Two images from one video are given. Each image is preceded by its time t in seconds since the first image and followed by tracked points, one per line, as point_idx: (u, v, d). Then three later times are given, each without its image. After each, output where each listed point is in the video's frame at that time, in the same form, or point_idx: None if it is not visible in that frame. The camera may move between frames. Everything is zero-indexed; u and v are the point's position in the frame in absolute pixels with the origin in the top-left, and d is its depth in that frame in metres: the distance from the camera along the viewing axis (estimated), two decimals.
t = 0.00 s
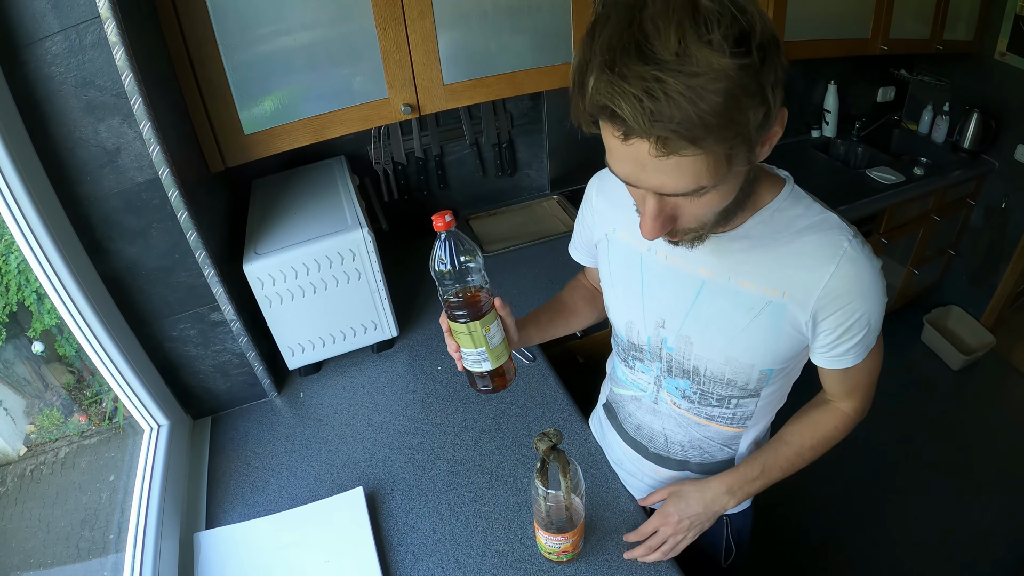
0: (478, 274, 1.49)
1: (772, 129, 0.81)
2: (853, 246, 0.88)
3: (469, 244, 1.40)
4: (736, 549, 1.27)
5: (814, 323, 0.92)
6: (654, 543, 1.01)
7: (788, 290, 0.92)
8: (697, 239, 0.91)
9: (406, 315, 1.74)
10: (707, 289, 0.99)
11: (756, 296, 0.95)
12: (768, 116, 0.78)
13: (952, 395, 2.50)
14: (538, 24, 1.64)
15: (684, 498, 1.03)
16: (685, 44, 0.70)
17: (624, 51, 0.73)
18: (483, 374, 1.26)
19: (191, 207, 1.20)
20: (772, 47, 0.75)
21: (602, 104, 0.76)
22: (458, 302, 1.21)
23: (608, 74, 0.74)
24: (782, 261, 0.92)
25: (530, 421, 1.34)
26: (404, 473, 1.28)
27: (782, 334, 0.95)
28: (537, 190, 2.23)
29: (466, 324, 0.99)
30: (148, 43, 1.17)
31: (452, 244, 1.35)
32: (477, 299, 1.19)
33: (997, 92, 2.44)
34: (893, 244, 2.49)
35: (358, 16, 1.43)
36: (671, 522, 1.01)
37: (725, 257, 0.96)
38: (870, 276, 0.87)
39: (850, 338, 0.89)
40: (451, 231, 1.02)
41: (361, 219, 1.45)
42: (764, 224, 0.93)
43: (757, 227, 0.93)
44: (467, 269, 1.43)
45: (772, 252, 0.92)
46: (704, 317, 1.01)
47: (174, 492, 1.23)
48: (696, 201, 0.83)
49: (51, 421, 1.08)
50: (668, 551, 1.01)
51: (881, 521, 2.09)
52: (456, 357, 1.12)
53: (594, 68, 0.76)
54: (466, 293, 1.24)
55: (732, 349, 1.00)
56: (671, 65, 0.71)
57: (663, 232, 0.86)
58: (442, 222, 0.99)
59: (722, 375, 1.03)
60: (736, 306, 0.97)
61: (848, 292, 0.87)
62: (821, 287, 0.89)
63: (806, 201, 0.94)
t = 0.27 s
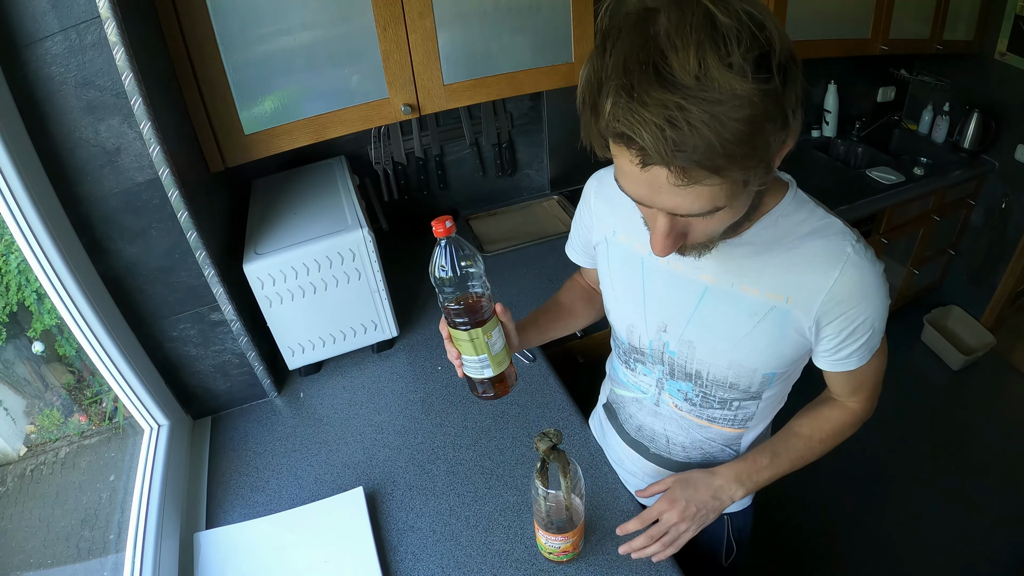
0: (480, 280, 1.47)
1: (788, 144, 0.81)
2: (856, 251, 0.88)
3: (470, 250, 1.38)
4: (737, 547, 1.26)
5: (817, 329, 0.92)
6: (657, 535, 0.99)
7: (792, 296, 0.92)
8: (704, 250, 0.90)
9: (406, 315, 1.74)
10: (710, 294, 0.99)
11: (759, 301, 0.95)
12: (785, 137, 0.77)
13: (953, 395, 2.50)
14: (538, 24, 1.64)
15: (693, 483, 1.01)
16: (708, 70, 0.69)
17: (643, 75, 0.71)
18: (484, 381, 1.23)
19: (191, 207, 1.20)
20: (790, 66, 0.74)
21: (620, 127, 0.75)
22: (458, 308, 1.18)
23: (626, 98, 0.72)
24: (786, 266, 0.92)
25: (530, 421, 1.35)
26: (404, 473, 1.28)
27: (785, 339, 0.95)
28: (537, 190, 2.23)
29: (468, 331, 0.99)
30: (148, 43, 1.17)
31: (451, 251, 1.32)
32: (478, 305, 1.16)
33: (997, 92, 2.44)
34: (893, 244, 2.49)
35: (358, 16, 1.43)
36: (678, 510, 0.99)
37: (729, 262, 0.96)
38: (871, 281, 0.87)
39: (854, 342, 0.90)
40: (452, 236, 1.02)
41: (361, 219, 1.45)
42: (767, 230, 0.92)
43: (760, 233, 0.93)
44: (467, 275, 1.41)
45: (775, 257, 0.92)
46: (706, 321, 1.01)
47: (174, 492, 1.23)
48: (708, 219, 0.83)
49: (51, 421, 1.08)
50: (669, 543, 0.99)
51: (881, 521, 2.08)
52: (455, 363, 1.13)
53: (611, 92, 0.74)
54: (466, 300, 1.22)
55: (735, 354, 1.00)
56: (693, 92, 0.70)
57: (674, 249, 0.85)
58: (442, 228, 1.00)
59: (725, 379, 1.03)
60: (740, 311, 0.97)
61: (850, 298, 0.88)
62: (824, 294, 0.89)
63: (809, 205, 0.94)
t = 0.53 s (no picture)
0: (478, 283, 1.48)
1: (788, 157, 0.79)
2: (858, 257, 0.88)
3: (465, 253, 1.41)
4: (738, 547, 1.26)
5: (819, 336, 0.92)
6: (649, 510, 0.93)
7: (793, 302, 0.92)
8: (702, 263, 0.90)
9: (406, 315, 1.74)
10: (710, 300, 0.99)
11: (760, 308, 0.95)
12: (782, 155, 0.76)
13: (952, 395, 2.50)
14: (538, 24, 1.64)
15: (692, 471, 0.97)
16: (700, 95, 0.67)
17: (635, 99, 0.69)
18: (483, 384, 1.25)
19: (191, 207, 1.20)
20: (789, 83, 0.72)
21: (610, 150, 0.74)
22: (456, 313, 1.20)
23: (617, 122, 0.71)
24: (787, 272, 0.91)
25: (530, 421, 1.35)
26: (404, 473, 1.28)
27: (786, 345, 0.95)
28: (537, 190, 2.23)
29: (466, 335, 0.99)
30: (148, 42, 1.17)
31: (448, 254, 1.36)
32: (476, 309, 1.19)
33: (997, 93, 2.44)
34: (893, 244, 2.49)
35: (359, 16, 1.43)
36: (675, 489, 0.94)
37: (730, 268, 0.96)
38: (874, 288, 0.87)
39: (857, 349, 0.89)
40: (448, 241, 1.02)
41: (361, 219, 1.45)
42: (768, 236, 0.91)
43: (762, 239, 0.92)
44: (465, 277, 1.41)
45: (776, 263, 0.92)
46: (707, 327, 1.01)
47: (174, 492, 1.23)
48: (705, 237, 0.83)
49: (51, 421, 1.08)
50: (656, 521, 0.93)
51: (881, 521, 2.08)
52: (453, 365, 1.11)
53: (601, 114, 0.73)
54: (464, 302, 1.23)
55: (735, 359, 1.00)
56: (685, 119, 0.68)
57: (670, 264, 0.86)
58: (440, 233, 1.00)
59: (725, 385, 1.03)
60: (740, 317, 0.97)
61: (852, 305, 0.87)
62: (826, 300, 0.89)
63: (812, 210, 0.92)
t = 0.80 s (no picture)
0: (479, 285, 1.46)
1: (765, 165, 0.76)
2: (854, 267, 0.86)
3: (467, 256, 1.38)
4: (736, 549, 1.27)
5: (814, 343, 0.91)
6: (646, 552, 1.01)
7: (786, 312, 0.91)
8: (690, 270, 0.89)
9: (406, 315, 1.74)
10: (704, 308, 0.99)
11: (754, 316, 0.94)
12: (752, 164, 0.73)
13: (953, 396, 2.50)
14: (538, 24, 1.64)
15: (680, 506, 1.05)
16: (655, 103, 0.65)
17: (589, 107, 0.68)
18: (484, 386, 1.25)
19: (191, 207, 1.20)
20: (757, 89, 0.68)
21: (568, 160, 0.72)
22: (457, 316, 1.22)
23: (572, 131, 0.69)
24: (781, 281, 0.91)
25: (530, 422, 1.34)
26: (404, 473, 1.28)
27: (780, 353, 0.95)
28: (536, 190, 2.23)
29: (466, 338, 0.99)
30: (148, 42, 1.17)
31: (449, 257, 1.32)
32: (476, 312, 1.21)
33: (997, 93, 2.44)
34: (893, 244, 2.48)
35: (358, 16, 1.43)
36: (664, 528, 1.02)
37: (723, 276, 0.95)
38: (870, 298, 0.85)
39: (851, 360, 0.88)
40: (450, 244, 1.03)
41: (361, 219, 1.45)
42: (764, 243, 0.91)
43: (757, 245, 0.91)
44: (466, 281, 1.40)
45: (770, 271, 0.91)
46: (701, 334, 1.01)
47: (174, 492, 1.23)
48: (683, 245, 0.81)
49: (51, 421, 1.08)
50: (658, 559, 1.01)
51: (882, 521, 2.08)
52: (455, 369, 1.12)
53: (559, 122, 0.71)
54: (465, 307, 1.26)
55: (729, 366, 1.00)
56: (638, 127, 0.66)
57: (651, 272, 0.84)
58: (441, 236, 1.00)
59: (720, 392, 1.03)
60: (734, 324, 0.97)
61: (847, 314, 0.86)
62: (820, 309, 0.88)
63: (808, 217, 0.92)
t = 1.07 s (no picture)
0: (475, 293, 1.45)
1: (729, 193, 0.75)
2: (848, 274, 0.86)
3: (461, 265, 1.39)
4: (735, 550, 1.27)
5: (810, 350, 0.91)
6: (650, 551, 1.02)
7: (779, 320, 0.91)
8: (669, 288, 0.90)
9: (405, 315, 1.74)
10: (698, 316, 0.98)
11: (748, 324, 0.94)
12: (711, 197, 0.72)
13: (953, 396, 2.50)
14: (538, 24, 1.64)
15: (683, 509, 1.06)
16: (603, 142, 0.65)
17: (539, 143, 0.68)
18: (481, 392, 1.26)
19: (191, 207, 1.20)
20: (715, 121, 0.67)
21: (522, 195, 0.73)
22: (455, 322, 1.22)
23: (523, 167, 0.70)
24: (774, 289, 0.90)
25: (530, 422, 1.34)
26: (404, 473, 1.28)
27: (776, 360, 0.95)
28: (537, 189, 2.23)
29: (462, 346, 0.99)
30: (148, 42, 1.17)
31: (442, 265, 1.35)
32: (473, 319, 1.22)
33: (997, 93, 2.44)
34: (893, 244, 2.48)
35: (358, 16, 1.43)
36: (667, 531, 1.04)
37: (715, 287, 0.95)
38: (863, 306, 0.85)
39: (847, 367, 0.88)
40: (444, 253, 1.04)
41: (361, 219, 1.45)
42: (754, 251, 0.90)
43: (747, 253, 0.91)
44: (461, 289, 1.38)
45: (763, 279, 0.91)
46: (695, 342, 1.01)
47: (174, 492, 1.23)
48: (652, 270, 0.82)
49: (51, 421, 1.08)
50: (662, 559, 1.02)
51: (882, 521, 2.08)
52: (452, 375, 1.13)
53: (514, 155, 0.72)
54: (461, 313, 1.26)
55: (724, 374, 1.00)
56: (585, 167, 0.66)
57: (625, 292, 0.86)
58: (434, 245, 1.01)
59: (716, 399, 1.04)
60: (728, 333, 0.97)
61: (840, 322, 0.86)
62: (814, 318, 0.88)
63: (801, 223, 0.91)
